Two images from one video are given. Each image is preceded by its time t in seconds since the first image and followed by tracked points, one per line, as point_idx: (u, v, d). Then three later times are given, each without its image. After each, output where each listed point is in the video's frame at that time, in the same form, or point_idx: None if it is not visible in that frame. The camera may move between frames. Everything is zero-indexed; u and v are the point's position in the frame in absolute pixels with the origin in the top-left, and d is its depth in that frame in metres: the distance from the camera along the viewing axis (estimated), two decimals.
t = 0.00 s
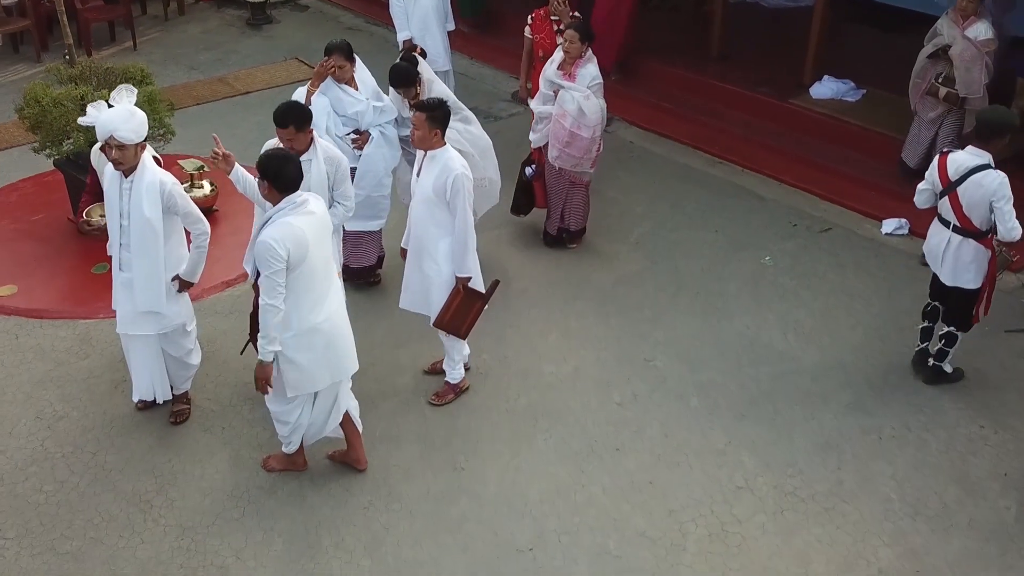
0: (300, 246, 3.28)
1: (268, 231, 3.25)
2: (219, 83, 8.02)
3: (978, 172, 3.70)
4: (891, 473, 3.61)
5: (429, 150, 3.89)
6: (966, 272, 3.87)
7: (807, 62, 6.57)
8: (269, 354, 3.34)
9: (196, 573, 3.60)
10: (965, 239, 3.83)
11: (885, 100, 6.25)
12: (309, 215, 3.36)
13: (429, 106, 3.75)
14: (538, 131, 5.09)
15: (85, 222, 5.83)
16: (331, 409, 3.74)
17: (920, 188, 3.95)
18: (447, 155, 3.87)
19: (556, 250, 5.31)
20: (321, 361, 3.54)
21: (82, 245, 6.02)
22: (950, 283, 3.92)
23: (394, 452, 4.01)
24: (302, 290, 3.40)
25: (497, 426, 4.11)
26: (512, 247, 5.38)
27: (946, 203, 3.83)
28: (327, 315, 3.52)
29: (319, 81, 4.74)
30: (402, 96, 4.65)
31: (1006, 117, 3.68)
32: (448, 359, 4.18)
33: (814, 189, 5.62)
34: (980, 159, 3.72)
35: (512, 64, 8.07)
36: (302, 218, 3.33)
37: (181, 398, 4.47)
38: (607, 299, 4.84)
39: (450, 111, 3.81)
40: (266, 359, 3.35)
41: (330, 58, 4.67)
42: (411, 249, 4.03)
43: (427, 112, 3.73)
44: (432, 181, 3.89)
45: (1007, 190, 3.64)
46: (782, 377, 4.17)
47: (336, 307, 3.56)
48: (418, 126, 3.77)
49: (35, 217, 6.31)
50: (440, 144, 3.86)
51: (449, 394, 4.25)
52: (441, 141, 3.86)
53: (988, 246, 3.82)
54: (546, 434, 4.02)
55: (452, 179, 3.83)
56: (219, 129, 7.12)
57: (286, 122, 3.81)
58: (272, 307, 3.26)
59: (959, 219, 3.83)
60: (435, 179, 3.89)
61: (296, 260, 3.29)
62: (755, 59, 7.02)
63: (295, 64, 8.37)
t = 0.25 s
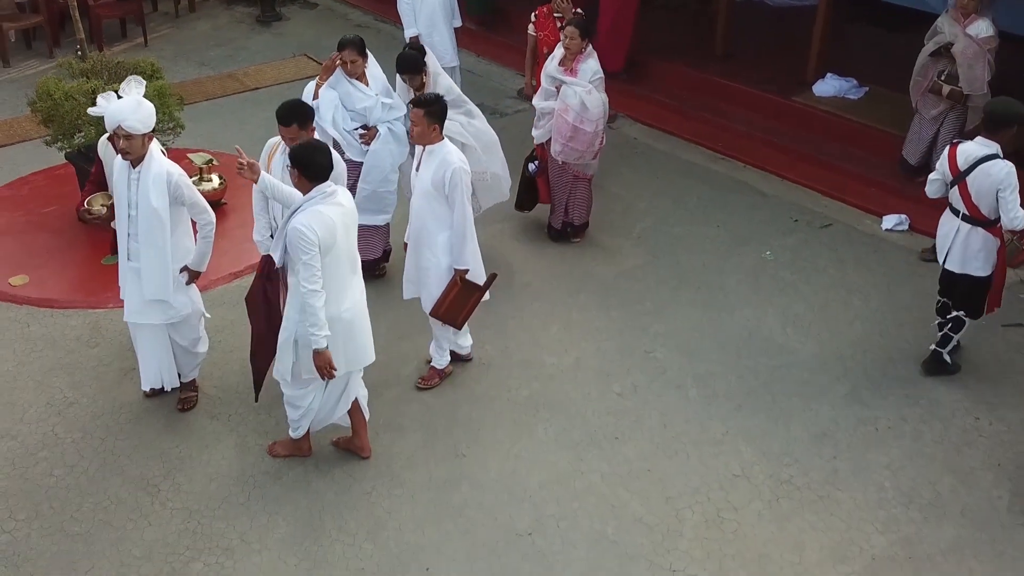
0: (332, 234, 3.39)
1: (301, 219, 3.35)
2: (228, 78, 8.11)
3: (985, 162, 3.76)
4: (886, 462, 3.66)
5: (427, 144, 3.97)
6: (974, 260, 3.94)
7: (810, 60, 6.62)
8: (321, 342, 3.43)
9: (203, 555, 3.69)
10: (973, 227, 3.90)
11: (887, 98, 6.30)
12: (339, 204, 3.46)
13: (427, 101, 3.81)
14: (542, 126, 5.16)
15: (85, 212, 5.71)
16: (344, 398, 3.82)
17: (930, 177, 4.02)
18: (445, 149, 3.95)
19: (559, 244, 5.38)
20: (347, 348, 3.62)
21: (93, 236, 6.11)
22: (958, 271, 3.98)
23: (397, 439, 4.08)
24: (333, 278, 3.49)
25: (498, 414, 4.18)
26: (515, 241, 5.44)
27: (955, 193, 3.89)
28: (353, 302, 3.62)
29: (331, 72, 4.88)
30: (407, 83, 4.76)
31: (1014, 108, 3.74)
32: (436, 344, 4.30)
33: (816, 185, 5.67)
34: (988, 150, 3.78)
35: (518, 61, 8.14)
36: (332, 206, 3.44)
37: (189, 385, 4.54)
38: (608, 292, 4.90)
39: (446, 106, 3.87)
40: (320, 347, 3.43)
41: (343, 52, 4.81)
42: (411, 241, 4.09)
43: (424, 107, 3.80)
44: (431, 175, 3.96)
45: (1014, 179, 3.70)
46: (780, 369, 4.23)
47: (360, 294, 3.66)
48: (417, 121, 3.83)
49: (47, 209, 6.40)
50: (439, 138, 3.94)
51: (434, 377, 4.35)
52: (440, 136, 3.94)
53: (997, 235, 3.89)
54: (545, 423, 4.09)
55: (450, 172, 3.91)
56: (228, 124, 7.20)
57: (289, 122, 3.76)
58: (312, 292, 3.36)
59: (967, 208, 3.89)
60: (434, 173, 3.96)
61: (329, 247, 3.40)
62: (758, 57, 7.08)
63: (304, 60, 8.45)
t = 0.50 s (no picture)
0: (350, 226, 3.45)
1: (321, 210, 3.41)
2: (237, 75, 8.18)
3: (993, 152, 3.86)
4: (884, 454, 3.70)
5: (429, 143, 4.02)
6: (980, 250, 4.01)
7: (815, 58, 6.67)
8: (314, 327, 3.50)
9: (210, 541, 3.75)
10: (981, 217, 3.98)
11: (891, 96, 6.34)
12: (359, 198, 3.51)
13: (428, 100, 3.85)
14: (546, 123, 5.19)
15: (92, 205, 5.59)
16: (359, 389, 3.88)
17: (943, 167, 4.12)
18: (446, 148, 4.01)
19: (563, 239, 5.43)
20: (359, 339, 3.68)
21: (103, 230, 6.18)
22: (964, 260, 4.06)
23: (401, 429, 4.14)
24: (349, 269, 3.54)
25: (502, 405, 4.23)
26: (520, 236, 5.50)
27: (963, 182, 3.99)
28: (367, 295, 3.68)
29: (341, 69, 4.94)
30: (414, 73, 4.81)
31: None
32: (438, 337, 4.36)
33: (819, 182, 5.73)
34: (998, 140, 3.88)
35: (524, 59, 8.19)
36: (353, 200, 3.49)
37: (197, 376, 4.60)
38: (612, 287, 4.96)
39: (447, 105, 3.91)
40: (311, 331, 3.50)
41: (354, 47, 4.85)
42: (410, 238, 4.15)
43: (425, 107, 3.85)
44: (431, 174, 4.02)
45: (1020, 169, 3.79)
46: (780, 362, 4.27)
47: (376, 288, 3.71)
48: (419, 121, 3.88)
49: (58, 203, 6.48)
50: (440, 138, 4.00)
51: (438, 370, 4.41)
52: (441, 135, 3.98)
53: (1004, 225, 3.97)
54: (548, 414, 4.15)
55: (449, 173, 3.97)
56: (237, 120, 7.28)
57: (291, 120, 3.83)
58: (323, 281, 3.43)
59: (975, 198, 3.99)
60: (434, 171, 4.02)
61: (347, 239, 3.45)
62: (763, 55, 7.12)
63: (312, 58, 8.52)
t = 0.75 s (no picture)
0: (361, 218, 3.49)
1: (333, 201, 3.46)
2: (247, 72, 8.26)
3: (1012, 148, 3.91)
4: (885, 447, 3.75)
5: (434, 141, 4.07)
6: (999, 244, 4.06)
7: (820, 56, 6.71)
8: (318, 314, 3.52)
9: (220, 528, 3.82)
10: (999, 211, 4.03)
11: (896, 94, 6.38)
12: (371, 191, 3.56)
13: (431, 99, 3.89)
14: (552, 119, 5.25)
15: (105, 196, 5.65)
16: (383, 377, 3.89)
17: (961, 162, 4.17)
18: (450, 147, 4.06)
19: (569, 234, 5.49)
20: (371, 332, 3.69)
21: (114, 224, 6.25)
22: (982, 254, 4.11)
23: (408, 419, 4.21)
24: (361, 261, 3.57)
25: (507, 397, 4.29)
26: (527, 231, 5.56)
27: (981, 177, 4.04)
28: (378, 288, 3.70)
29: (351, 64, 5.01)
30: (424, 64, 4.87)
31: None
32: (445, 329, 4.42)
33: (822, 179, 5.81)
34: (1016, 137, 3.93)
35: (531, 56, 8.25)
36: (364, 192, 3.54)
37: (207, 366, 4.67)
38: (617, 281, 5.01)
39: (452, 104, 3.95)
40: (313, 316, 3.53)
41: (365, 41, 4.93)
42: (412, 235, 4.22)
43: (429, 105, 3.88)
44: (433, 172, 4.08)
45: None
46: (783, 356, 4.33)
47: (387, 281, 3.74)
48: (425, 120, 3.92)
49: (70, 197, 6.56)
50: (444, 136, 4.05)
51: (445, 362, 4.46)
52: (445, 133, 4.03)
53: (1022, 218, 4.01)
54: (553, 406, 4.21)
55: (452, 172, 4.02)
56: (247, 116, 7.36)
57: (297, 111, 3.92)
58: (332, 271, 3.45)
59: (993, 192, 4.03)
60: (437, 169, 4.07)
61: (358, 231, 3.49)
62: (769, 53, 7.17)
63: (321, 55, 8.60)
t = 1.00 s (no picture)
0: (375, 214, 3.51)
1: (345, 199, 3.47)
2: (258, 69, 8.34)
3: None
4: (886, 440, 3.80)
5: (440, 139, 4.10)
6: None
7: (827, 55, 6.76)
8: (344, 316, 3.55)
9: (230, 515, 3.88)
10: None
11: (901, 92, 6.42)
12: (381, 186, 3.59)
13: (437, 97, 3.94)
14: (558, 115, 5.31)
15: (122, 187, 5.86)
16: (402, 367, 3.96)
17: (981, 157, 4.26)
18: (456, 144, 4.09)
19: (575, 231, 5.55)
20: (388, 327, 3.74)
21: (126, 218, 6.33)
22: (1011, 245, 4.19)
23: (416, 410, 4.27)
24: (375, 257, 3.60)
25: (514, 389, 4.35)
26: (534, 227, 5.62)
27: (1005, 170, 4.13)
28: (391, 282, 3.74)
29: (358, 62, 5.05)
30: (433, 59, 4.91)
31: None
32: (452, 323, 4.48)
33: (827, 176, 5.85)
34: None
35: (539, 54, 8.31)
36: (375, 187, 3.57)
37: (218, 357, 4.74)
38: (623, 276, 5.07)
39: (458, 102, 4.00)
40: (343, 320, 3.56)
41: (373, 37, 5.01)
42: (418, 230, 4.29)
43: (434, 103, 3.93)
44: (440, 168, 4.12)
45: None
46: (786, 351, 4.38)
47: (399, 274, 3.78)
48: (430, 117, 3.96)
49: (83, 192, 6.64)
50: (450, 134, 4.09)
51: (452, 354, 4.52)
52: (452, 131, 4.07)
53: None
54: (559, 398, 4.26)
55: (459, 170, 4.06)
56: (257, 113, 7.43)
57: (299, 103, 3.98)
58: (351, 271, 3.47)
59: (1017, 184, 4.13)
60: (443, 166, 4.12)
61: (372, 227, 3.52)
62: (775, 52, 7.21)
63: (331, 52, 8.67)
